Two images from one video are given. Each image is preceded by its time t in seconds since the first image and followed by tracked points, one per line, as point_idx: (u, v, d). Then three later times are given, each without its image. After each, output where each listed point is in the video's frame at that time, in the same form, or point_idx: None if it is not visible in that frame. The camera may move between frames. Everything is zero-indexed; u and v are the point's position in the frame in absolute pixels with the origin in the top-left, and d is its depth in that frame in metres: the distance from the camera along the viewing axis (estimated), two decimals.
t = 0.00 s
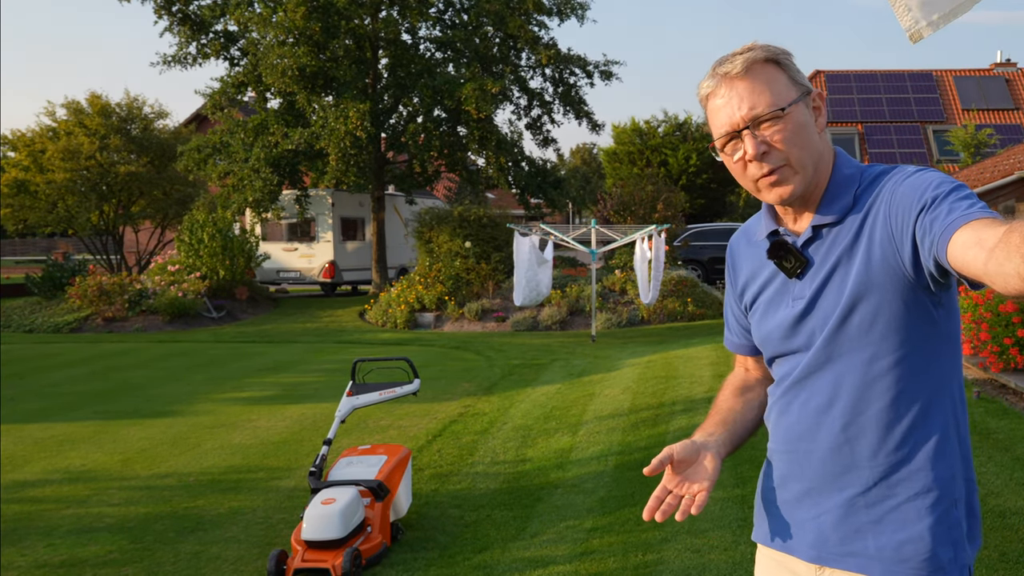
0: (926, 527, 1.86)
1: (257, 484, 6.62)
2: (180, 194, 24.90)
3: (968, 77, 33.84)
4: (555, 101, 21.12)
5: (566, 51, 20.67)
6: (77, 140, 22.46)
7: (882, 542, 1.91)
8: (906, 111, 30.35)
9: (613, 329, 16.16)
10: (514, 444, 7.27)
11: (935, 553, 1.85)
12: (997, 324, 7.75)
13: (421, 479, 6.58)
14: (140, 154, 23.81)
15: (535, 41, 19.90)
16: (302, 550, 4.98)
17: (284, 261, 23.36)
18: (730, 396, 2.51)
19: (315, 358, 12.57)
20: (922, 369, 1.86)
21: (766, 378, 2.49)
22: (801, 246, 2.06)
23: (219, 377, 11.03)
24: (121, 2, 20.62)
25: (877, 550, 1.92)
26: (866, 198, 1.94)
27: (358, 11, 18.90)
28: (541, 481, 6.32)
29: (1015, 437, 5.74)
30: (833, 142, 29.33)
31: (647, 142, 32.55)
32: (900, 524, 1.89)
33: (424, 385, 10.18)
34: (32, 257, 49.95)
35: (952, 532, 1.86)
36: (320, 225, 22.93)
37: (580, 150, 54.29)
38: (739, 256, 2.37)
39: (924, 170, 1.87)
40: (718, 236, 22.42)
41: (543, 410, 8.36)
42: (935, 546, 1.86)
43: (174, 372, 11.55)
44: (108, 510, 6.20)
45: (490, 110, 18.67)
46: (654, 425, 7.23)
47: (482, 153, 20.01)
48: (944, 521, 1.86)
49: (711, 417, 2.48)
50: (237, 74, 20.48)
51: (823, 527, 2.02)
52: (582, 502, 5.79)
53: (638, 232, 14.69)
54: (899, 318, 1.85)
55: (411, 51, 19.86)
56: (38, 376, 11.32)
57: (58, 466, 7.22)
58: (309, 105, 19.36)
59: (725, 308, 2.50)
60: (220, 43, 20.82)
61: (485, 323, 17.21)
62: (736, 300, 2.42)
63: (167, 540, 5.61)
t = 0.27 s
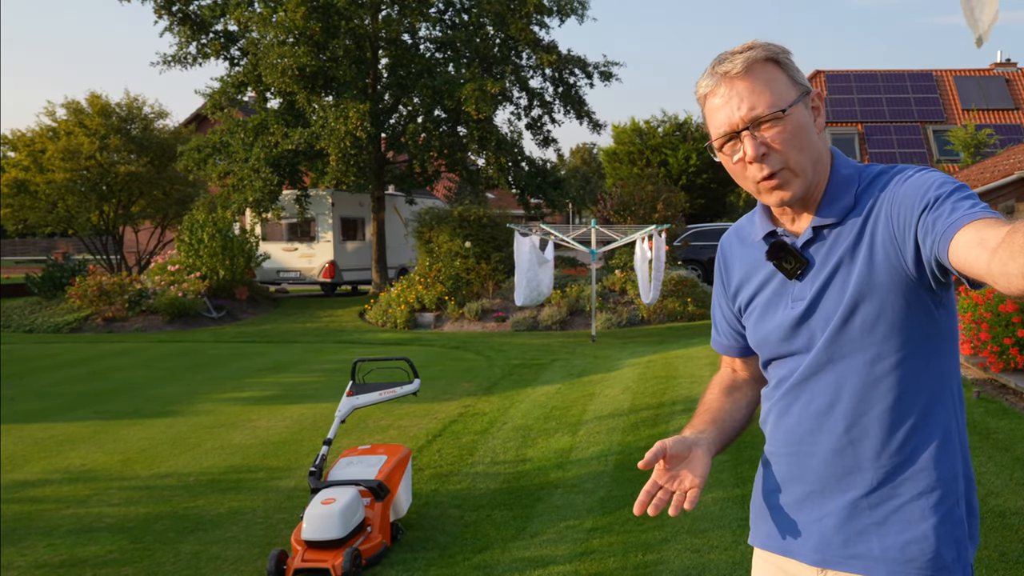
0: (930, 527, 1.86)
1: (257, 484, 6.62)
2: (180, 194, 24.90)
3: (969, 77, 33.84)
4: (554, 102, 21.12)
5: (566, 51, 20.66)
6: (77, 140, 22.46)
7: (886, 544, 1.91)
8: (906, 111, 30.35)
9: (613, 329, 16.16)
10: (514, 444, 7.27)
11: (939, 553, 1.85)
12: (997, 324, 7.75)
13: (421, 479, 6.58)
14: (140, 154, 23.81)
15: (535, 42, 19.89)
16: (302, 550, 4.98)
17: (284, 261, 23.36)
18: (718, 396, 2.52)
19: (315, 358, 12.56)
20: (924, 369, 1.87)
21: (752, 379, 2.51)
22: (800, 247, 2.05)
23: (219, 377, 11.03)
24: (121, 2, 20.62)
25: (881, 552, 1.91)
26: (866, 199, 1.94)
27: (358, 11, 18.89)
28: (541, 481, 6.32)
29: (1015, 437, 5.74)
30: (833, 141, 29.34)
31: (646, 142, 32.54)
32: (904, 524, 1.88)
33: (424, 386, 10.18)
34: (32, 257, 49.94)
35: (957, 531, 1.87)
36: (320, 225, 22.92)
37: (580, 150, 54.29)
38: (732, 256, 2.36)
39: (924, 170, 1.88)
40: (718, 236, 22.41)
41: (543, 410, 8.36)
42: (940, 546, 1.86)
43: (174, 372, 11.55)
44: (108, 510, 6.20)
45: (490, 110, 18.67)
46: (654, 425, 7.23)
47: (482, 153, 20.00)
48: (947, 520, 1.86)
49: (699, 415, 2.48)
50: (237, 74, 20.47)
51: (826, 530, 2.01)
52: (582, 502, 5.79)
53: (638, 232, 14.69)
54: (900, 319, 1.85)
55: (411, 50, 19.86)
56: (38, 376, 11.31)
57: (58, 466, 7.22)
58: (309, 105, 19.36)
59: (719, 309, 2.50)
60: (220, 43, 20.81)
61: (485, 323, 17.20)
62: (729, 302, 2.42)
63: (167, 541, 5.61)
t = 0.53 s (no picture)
0: (929, 527, 1.85)
1: (257, 484, 6.62)
2: (180, 194, 24.91)
3: (969, 77, 33.83)
4: (554, 102, 21.13)
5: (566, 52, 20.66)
6: (77, 140, 22.47)
7: (884, 545, 1.90)
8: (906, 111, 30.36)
9: (613, 329, 16.16)
10: (514, 444, 7.27)
11: (939, 553, 1.85)
12: (997, 324, 7.76)
13: (421, 479, 6.58)
14: (140, 154, 23.81)
15: (535, 42, 19.89)
16: (302, 550, 4.98)
17: (284, 261, 23.36)
18: (719, 395, 2.51)
19: (315, 358, 12.56)
20: (921, 370, 1.87)
21: (753, 379, 2.52)
22: (796, 248, 2.05)
23: (219, 378, 11.03)
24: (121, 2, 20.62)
25: (879, 552, 1.91)
26: (862, 200, 1.94)
27: (358, 11, 18.90)
28: (541, 481, 6.31)
29: (1014, 437, 5.74)
30: (833, 142, 29.35)
31: (646, 142, 32.52)
32: (903, 525, 1.88)
33: (424, 386, 10.18)
34: (32, 257, 49.87)
35: (956, 532, 1.87)
36: (320, 225, 22.92)
37: (580, 150, 54.27)
38: (730, 256, 2.36)
39: (920, 169, 1.88)
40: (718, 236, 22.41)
41: (543, 410, 8.36)
42: (938, 546, 1.85)
43: (174, 372, 11.54)
44: (108, 510, 6.20)
45: (490, 111, 18.68)
46: (654, 425, 7.22)
47: (482, 153, 20.00)
48: (946, 521, 1.86)
49: (700, 413, 2.47)
50: (237, 74, 20.48)
51: (824, 532, 2.01)
52: (582, 502, 5.79)
53: (638, 232, 14.69)
54: (898, 319, 1.85)
55: (411, 50, 19.87)
56: (38, 376, 11.31)
57: (58, 466, 7.22)
58: (309, 105, 19.36)
59: (717, 308, 2.50)
60: (220, 43, 20.81)
61: (485, 323, 17.20)
62: (727, 303, 2.42)
63: (166, 540, 5.61)
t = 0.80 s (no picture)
0: (929, 525, 1.85)
1: (257, 484, 6.62)
2: (180, 194, 24.91)
3: (969, 77, 33.83)
4: (554, 102, 21.12)
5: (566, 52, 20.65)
6: (77, 140, 22.47)
7: (885, 541, 1.91)
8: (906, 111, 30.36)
9: (613, 329, 16.16)
10: (514, 444, 7.27)
11: (940, 550, 1.85)
12: (997, 324, 7.76)
13: (421, 479, 6.59)
14: (140, 154, 23.82)
15: (535, 43, 19.89)
16: (303, 550, 4.98)
17: (284, 261, 23.37)
18: (714, 380, 2.58)
19: (315, 358, 12.56)
20: (918, 369, 1.86)
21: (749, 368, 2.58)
22: (792, 247, 2.05)
23: (219, 377, 11.03)
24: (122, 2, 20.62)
25: (879, 549, 1.91)
26: (854, 196, 1.94)
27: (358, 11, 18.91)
28: (541, 481, 6.32)
29: (1014, 437, 5.74)
30: (833, 141, 29.36)
31: (646, 142, 32.52)
32: (902, 521, 1.88)
33: (424, 386, 10.18)
34: (32, 257, 49.86)
35: (959, 529, 1.85)
36: (320, 225, 22.93)
37: (580, 150, 54.26)
38: (735, 253, 2.37)
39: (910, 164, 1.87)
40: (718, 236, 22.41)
41: (543, 410, 8.36)
42: (938, 544, 1.85)
43: (174, 372, 11.54)
44: (108, 510, 6.20)
45: (490, 111, 18.68)
46: (653, 425, 7.22)
47: (481, 154, 20.00)
48: (946, 518, 1.85)
49: (696, 403, 2.54)
50: (237, 74, 20.47)
51: (826, 528, 2.02)
52: (582, 502, 5.79)
53: (638, 232, 14.69)
54: (892, 317, 1.85)
55: (411, 51, 19.88)
56: (38, 376, 11.31)
57: (58, 466, 7.22)
58: (309, 105, 19.36)
59: (721, 303, 2.51)
60: (220, 43, 20.81)
61: (485, 323, 17.20)
62: (733, 300, 2.43)
63: (167, 540, 5.61)
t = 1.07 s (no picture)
0: (911, 525, 1.84)
1: (257, 484, 6.61)
2: (180, 194, 24.90)
3: (969, 77, 33.81)
4: (554, 102, 21.11)
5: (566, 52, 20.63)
6: (77, 140, 22.46)
7: (874, 540, 1.90)
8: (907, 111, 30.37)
9: (613, 329, 16.17)
10: (514, 444, 7.27)
11: (924, 552, 1.83)
12: (997, 323, 7.75)
13: (421, 479, 6.59)
14: (140, 154, 23.82)
15: (535, 43, 19.88)
16: (302, 550, 4.98)
17: (284, 261, 23.37)
18: (728, 346, 2.58)
19: (315, 358, 12.56)
20: (906, 366, 1.84)
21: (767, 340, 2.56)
22: (798, 238, 2.06)
23: (219, 377, 11.02)
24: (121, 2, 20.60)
25: (867, 547, 1.91)
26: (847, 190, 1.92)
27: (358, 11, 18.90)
28: (541, 481, 6.31)
29: (1014, 437, 5.74)
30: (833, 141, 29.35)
31: (646, 142, 32.48)
32: (888, 520, 1.88)
33: (424, 386, 10.18)
34: (32, 258, 49.85)
35: (947, 532, 1.82)
36: (320, 225, 22.92)
37: (580, 150, 54.26)
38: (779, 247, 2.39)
39: (905, 156, 1.83)
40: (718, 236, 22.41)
41: (543, 410, 8.36)
42: (923, 545, 1.82)
43: (174, 372, 11.53)
44: (108, 510, 6.20)
45: (490, 111, 18.67)
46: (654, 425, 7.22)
47: (482, 154, 19.99)
48: (932, 519, 1.83)
49: (706, 365, 2.56)
50: (236, 74, 20.46)
51: (824, 524, 2.03)
52: (582, 502, 5.79)
53: (638, 232, 14.68)
54: (875, 314, 1.85)
55: (411, 51, 19.88)
56: (38, 376, 11.30)
57: (58, 466, 7.22)
58: (309, 105, 19.35)
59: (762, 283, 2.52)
60: (220, 43, 20.80)
61: (485, 323, 17.20)
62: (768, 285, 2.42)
63: (166, 540, 5.61)
